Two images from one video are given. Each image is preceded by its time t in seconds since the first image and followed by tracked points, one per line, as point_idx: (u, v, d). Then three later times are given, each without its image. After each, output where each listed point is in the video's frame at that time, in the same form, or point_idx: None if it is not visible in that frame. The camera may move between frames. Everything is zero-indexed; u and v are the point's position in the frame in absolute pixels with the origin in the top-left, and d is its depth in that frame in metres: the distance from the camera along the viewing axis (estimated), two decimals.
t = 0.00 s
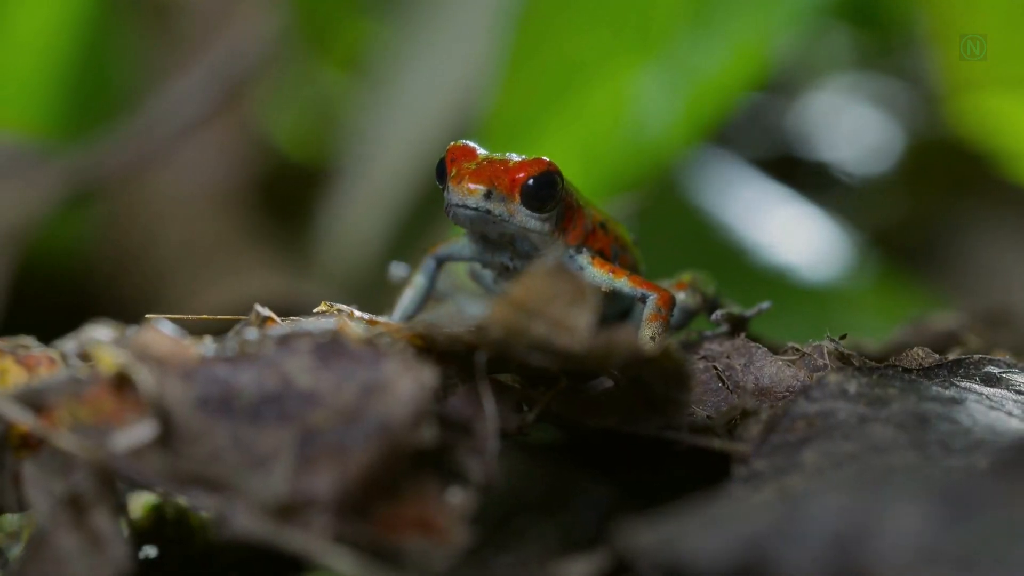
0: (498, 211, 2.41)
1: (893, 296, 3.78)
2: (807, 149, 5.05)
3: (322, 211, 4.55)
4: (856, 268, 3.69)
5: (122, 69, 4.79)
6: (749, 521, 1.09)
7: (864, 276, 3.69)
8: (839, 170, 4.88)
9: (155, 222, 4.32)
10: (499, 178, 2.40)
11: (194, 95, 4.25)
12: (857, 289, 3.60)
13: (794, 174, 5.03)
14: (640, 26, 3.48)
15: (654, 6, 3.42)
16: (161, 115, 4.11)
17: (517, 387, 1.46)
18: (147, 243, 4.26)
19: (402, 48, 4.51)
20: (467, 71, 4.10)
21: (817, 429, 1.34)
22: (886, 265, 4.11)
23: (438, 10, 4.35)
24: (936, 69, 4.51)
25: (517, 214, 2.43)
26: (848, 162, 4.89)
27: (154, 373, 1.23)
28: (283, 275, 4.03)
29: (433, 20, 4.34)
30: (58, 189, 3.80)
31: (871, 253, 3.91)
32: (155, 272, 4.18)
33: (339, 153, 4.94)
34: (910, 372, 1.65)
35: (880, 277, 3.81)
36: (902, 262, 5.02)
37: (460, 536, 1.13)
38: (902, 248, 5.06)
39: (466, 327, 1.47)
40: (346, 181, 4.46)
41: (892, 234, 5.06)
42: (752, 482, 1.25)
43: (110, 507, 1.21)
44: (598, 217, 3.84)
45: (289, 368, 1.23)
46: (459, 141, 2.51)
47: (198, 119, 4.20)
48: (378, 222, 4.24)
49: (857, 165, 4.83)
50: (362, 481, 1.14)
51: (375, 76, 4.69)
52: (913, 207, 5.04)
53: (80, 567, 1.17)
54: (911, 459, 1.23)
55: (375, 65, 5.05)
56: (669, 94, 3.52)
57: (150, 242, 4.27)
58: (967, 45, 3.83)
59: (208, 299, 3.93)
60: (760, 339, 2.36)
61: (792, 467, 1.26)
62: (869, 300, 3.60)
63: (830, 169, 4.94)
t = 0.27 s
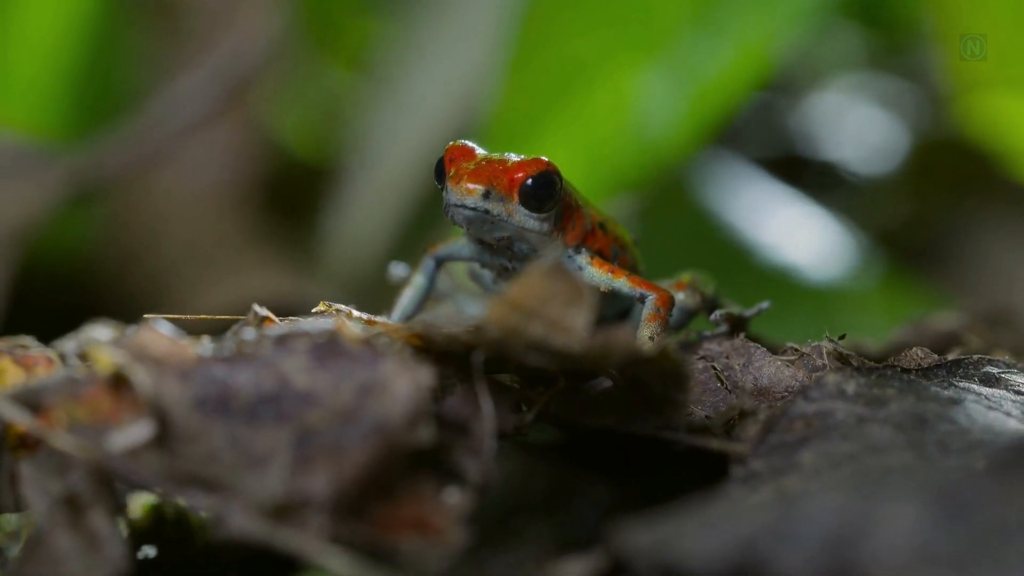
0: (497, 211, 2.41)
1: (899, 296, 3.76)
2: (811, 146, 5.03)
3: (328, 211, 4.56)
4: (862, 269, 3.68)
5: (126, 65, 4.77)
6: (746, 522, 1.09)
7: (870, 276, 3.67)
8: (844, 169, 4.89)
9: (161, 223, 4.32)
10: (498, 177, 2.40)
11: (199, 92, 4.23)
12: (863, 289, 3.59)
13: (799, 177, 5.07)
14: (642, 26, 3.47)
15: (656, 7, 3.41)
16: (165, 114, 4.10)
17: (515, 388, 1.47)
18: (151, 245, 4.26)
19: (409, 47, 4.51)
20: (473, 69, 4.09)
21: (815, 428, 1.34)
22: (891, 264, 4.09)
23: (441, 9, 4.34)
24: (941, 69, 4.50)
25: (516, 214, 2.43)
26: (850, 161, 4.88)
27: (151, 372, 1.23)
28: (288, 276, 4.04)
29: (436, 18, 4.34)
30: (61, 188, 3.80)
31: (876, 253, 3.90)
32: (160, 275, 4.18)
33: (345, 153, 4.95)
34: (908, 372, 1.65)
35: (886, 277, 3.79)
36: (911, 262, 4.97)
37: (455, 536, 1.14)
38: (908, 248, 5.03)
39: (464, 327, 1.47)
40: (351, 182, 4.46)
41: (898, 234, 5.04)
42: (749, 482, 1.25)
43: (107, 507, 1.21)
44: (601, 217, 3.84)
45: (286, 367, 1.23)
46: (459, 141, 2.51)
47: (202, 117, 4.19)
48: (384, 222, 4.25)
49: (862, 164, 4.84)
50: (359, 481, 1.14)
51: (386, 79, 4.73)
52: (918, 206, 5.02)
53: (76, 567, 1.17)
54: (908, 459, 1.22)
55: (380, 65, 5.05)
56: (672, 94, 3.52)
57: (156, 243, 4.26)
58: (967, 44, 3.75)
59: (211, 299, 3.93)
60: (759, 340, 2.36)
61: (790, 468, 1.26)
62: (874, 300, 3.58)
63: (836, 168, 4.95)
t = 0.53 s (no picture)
0: (494, 212, 2.41)
1: (903, 297, 3.76)
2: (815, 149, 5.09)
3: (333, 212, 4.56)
4: (866, 271, 3.69)
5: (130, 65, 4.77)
6: (742, 522, 1.09)
7: (874, 280, 3.68)
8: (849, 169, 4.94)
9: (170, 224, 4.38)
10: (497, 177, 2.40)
11: (203, 91, 4.23)
12: (868, 292, 3.60)
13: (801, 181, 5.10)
14: (648, 27, 3.45)
15: (661, 8, 3.41)
16: (170, 113, 4.10)
17: (512, 389, 1.47)
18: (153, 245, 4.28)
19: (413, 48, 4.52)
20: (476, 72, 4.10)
21: (812, 429, 1.33)
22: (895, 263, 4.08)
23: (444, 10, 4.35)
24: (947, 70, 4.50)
25: (513, 215, 2.43)
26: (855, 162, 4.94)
27: (146, 373, 1.23)
28: (294, 278, 4.04)
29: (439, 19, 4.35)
30: (64, 188, 3.80)
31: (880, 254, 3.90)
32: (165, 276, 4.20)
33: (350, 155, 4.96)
34: (905, 373, 1.65)
35: (890, 278, 3.79)
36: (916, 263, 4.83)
37: (450, 537, 1.14)
38: (914, 248, 4.89)
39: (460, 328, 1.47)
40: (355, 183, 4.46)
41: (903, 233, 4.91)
42: (746, 483, 1.24)
43: (103, 507, 1.21)
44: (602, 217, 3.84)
45: (281, 368, 1.23)
46: (457, 141, 2.52)
47: (207, 117, 4.20)
48: (388, 222, 4.24)
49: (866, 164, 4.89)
50: (353, 482, 1.14)
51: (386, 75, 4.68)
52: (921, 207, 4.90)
53: (70, 567, 1.17)
54: (905, 460, 1.22)
55: (385, 66, 5.06)
56: (676, 96, 3.53)
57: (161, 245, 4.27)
58: (967, 44, 3.72)
59: (214, 299, 3.92)
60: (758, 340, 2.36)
61: (787, 469, 1.26)
62: (879, 303, 3.59)
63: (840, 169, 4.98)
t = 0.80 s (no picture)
0: (492, 213, 2.41)
1: (908, 296, 3.75)
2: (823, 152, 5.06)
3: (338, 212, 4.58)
4: (870, 271, 3.69)
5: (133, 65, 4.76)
6: (738, 523, 1.08)
7: (880, 281, 3.68)
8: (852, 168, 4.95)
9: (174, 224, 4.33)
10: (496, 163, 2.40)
11: (206, 90, 4.21)
12: (873, 293, 3.59)
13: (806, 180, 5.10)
14: (649, 27, 3.45)
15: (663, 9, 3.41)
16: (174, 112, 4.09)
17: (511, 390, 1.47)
18: (157, 244, 4.24)
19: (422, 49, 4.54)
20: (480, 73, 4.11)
21: (809, 430, 1.33)
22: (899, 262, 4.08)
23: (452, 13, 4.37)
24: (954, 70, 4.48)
25: (511, 216, 2.43)
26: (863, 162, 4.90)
27: (142, 374, 1.23)
28: (298, 278, 4.03)
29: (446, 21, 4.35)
30: (67, 187, 3.80)
31: (884, 253, 3.90)
32: (164, 274, 4.14)
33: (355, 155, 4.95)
34: (904, 374, 1.65)
35: (895, 277, 3.79)
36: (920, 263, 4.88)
37: (446, 537, 1.14)
38: (918, 248, 4.93)
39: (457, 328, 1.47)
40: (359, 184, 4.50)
41: (908, 233, 4.95)
42: (744, 484, 1.24)
43: (98, 507, 1.21)
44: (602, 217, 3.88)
45: (277, 368, 1.23)
46: (455, 142, 2.53)
47: (212, 116, 4.18)
48: (392, 222, 4.21)
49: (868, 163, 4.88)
50: (349, 482, 1.14)
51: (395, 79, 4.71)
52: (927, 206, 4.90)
53: (66, 568, 1.17)
54: (901, 461, 1.22)
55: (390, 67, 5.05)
56: (678, 96, 3.52)
57: (162, 244, 4.22)
58: (967, 44, 3.71)
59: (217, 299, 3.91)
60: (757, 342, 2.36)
61: (784, 470, 1.26)
62: (884, 303, 3.59)
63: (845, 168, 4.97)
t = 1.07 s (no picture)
0: (568, 184, 2.24)
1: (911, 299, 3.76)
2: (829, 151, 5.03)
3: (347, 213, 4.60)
4: (873, 274, 3.70)
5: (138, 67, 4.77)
6: (732, 524, 1.08)
7: (883, 284, 3.69)
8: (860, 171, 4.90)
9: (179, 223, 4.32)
10: (515, 162, 2.25)
11: (211, 90, 4.23)
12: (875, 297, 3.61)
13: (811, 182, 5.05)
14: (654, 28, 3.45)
15: (667, 9, 3.42)
16: (180, 113, 4.10)
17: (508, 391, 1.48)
18: (162, 244, 4.23)
19: (428, 51, 4.55)
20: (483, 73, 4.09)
21: (806, 431, 1.33)
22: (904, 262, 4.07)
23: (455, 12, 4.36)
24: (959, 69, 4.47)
25: (583, 186, 2.26)
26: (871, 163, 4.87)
27: (138, 375, 1.23)
28: (302, 278, 4.02)
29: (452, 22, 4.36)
30: (71, 187, 3.80)
31: (889, 256, 3.91)
32: (168, 273, 4.12)
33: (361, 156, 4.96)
34: (903, 376, 1.64)
35: (899, 280, 3.79)
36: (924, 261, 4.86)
37: (441, 539, 1.13)
38: (924, 245, 4.91)
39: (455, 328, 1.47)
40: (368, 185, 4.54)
41: (915, 230, 4.91)
42: (740, 485, 1.24)
43: (93, 508, 1.21)
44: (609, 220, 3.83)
45: (273, 369, 1.23)
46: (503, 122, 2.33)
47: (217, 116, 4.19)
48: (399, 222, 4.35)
49: (880, 167, 4.84)
50: (344, 483, 1.13)
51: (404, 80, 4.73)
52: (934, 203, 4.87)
53: (61, 569, 1.17)
54: (897, 462, 1.22)
55: (396, 68, 5.06)
56: (682, 96, 3.49)
57: (167, 244, 4.22)
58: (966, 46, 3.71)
59: (219, 298, 3.91)
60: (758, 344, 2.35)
61: (781, 471, 1.25)
62: (886, 307, 3.61)
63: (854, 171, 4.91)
